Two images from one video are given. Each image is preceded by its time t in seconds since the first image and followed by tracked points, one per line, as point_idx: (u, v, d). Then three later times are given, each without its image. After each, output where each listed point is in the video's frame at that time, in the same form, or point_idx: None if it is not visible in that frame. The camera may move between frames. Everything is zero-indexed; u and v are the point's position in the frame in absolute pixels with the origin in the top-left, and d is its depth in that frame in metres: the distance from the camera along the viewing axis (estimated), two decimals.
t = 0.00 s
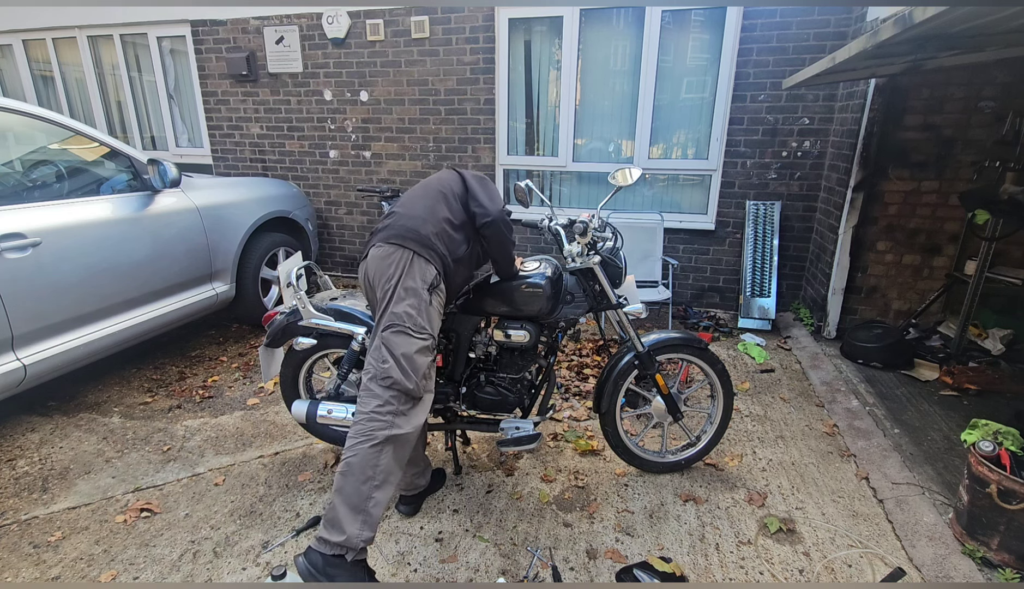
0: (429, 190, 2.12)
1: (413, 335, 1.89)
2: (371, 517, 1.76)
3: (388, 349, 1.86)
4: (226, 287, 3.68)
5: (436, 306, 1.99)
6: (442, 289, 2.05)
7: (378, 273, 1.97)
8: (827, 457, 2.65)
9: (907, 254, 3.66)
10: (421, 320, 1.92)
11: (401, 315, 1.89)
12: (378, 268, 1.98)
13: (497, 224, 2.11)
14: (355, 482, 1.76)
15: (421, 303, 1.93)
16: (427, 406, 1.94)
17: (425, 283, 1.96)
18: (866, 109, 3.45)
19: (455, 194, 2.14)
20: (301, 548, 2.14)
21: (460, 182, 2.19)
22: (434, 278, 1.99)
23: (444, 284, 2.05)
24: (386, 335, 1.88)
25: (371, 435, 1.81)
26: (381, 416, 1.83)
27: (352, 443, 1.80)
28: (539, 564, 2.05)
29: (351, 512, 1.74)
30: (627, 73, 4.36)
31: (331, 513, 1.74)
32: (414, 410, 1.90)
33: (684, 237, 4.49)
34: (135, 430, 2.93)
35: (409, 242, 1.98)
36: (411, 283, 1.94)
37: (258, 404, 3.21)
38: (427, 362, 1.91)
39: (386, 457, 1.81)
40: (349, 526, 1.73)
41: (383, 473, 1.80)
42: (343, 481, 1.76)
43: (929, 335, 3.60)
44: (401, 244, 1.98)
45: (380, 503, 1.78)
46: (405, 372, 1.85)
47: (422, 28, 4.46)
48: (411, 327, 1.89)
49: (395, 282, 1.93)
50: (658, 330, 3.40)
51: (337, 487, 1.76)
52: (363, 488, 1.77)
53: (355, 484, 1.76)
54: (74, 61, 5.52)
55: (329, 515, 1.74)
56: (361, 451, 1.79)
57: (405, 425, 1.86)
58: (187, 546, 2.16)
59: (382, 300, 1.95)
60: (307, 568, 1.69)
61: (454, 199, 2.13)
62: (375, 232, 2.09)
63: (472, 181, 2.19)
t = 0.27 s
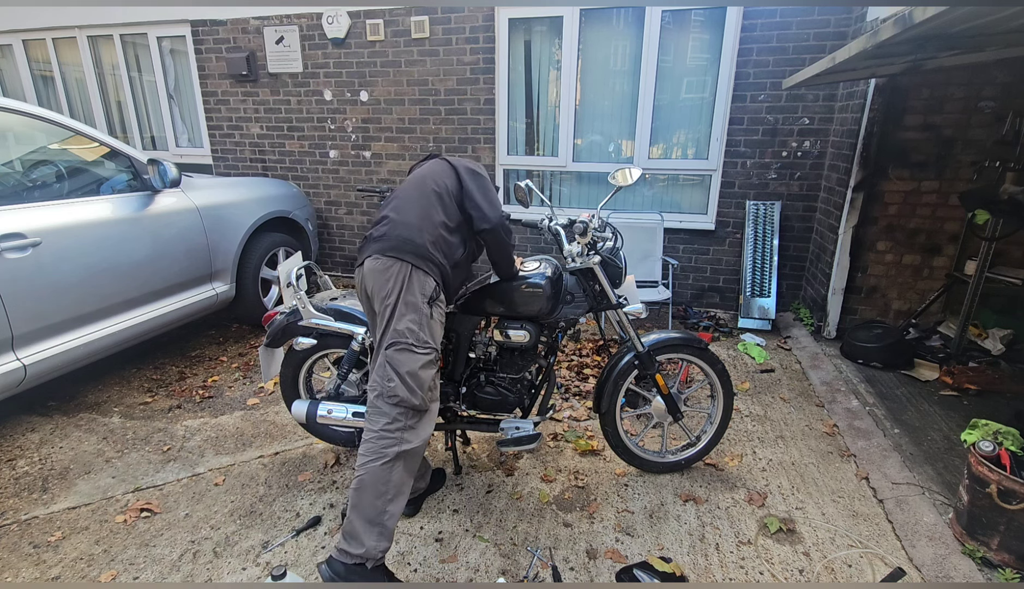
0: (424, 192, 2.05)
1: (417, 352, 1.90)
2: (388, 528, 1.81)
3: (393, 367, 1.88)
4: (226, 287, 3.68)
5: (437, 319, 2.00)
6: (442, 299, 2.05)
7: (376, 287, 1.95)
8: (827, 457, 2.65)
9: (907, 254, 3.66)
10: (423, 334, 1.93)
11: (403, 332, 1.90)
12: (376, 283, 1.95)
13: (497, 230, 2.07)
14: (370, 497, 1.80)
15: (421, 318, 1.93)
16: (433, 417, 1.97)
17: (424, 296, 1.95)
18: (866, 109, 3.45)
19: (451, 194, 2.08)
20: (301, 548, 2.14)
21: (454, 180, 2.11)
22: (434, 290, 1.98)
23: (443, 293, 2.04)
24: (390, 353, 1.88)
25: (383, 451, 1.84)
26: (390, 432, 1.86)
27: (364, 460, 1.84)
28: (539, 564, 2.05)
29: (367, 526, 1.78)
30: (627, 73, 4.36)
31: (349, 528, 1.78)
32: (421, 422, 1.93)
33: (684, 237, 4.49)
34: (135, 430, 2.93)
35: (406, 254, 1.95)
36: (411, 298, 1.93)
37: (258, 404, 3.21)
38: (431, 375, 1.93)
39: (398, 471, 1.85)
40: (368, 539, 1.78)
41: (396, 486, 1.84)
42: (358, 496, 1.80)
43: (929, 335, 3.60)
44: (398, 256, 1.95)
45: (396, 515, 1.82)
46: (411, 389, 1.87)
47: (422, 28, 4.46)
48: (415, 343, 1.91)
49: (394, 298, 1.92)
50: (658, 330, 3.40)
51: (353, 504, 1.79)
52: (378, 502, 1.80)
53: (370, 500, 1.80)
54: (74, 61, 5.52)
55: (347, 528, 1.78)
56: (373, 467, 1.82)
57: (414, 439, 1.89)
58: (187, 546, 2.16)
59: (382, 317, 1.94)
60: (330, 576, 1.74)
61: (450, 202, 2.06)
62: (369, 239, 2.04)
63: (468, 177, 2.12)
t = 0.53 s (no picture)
0: (413, 198, 1.93)
1: (419, 370, 1.91)
2: (406, 534, 1.89)
3: (397, 388, 1.88)
4: (226, 287, 3.68)
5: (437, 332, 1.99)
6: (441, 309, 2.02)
7: (372, 307, 1.92)
8: (827, 457, 2.65)
9: (907, 254, 3.66)
10: (424, 351, 1.93)
11: (404, 352, 1.90)
12: (371, 303, 1.92)
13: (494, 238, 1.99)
14: (385, 510, 1.86)
15: (421, 335, 1.92)
16: (441, 425, 2.00)
17: (422, 314, 1.92)
18: (866, 109, 3.46)
19: (443, 196, 1.96)
20: (301, 548, 2.14)
21: (444, 179, 1.97)
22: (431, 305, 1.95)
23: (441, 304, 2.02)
24: (393, 374, 1.89)
25: (394, 466, 1.88)
26: (399, 448, 1.89)
27: (377, 475, 1.88)
28: (539, 564, 2.05)
29: (385, 534, 1.86)
30: (627, 73, 4.36)
31: (367, 538, 1.86)
32: (429, 433, 1.96)
33: (684, 237, 4.49)
34: (135, 430, 2.93)
35: (402, 274, 1.89)
36: (409, 317, 1.91)
37: (258, 404, 3.21)
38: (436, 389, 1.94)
39: (410, 483, 1.90)
40: (387, 546, 1.86)
41: (410, 496, 1.90)
42: (375, 509, 1.86)
43: (929, 335, 3.60)
44: (392, 276, 1.89)
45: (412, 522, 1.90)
46: (417, 407, 1.89)
47: (422, 28, 4.46)
48: (417, 362, 1.91)
49: (392, 318, 1.90)
50: (658, 330, 3.41)
51: (370, 516, 1.86)
52: (394, 513, 1.87)
53: (386, 512, 1.86)
54: (74, 61, 5.52)
55: (367, 537, 1.86)
56: (386, 481, 1.87)
57: (424, 451, 1.93)
58: (187, 546, 2.16)
59: (382, 336, 1.93)
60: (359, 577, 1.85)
61: (441, 207, 1.95)
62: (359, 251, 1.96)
63: (459, 173, 1.97)
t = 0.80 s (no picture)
0: (402, 208, 1.84)
1: (419, 385, 1.91)
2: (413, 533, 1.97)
3: (397, 404, 1.89)
4: (226, 287, 3.68)
5: (436, 345, 1.97)
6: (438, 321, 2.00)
7: (368, 324, 1.91)
8: (827, 457, 2.65)
9: (907, 254, 3.66)
10: (423, 366, 1.93)
11: (403, 369, 1.90)
12: (367, 322, 1.90)
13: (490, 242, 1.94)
14: (393, 515, 1.93)
15: (419, 352, 1.91)
16: (444, 430, 2.01)
17: (419, 330, 1.91)
18: (866, 109, 3.46)
19: (433, 201, 1.86)
20: (301, 548, 2.14)
21: (434, 182, 1.86)
22: (428, 320, 1.93)
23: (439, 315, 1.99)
24: (393, 391, 1.90)
25: (399, 475, 1.93)
26: (403, 458, 1.92)
27: (383, 483, 1.93)
28: (539, 564, 2.05)
29: (394, 535, 1.95)
30: (627, 73, 4.36)
31: (378, 537, 1.96)
32: (432, 439, 1.98)
33: (684, 237, 4.49)
34: (135, 430, 2.93)
35: (398, 295, 1.85)
36: (406, 334, 1.89)
37: (258, 404, 3.21)
38: (437, 401, 1.95)
39: (416, 490, 1.95)
40: (396, 544, 1.96)
41: (416, 501, 1.96)
42: (383, 513, 1.94)
43: (929, 335, 3.60)
44: (387, 297, 1.85)
45: (419, 522, 1.97)
46: (418, 420, 1.90)
47: (422, 28, 4.46)
48: (415, 378, 1.91)
49: (389, 336, 1.89)
50: (658, 330, 3.41)
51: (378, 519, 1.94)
52: (401, 517, 1.94)
53: (393, 516, 1.94)
54: (74, 61, 5.52)
55: (377, 536, 1.96)
56: (392, 489, 1.92)
57: (428, 459, 1.96)
58: (187, 546, 2.16)
59: (380, 353, 1.93)
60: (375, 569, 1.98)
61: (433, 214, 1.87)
62: (351, 266, 1.91)
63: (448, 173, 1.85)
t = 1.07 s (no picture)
0: (391, 219, 1.78)
1: (414, 397, 1.90)
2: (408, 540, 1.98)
3: (393, 416, 1.89)
4: (226, 287, 3.68)
5: (432, 357, 1.96)
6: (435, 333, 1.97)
7: (363, 337, 1.89)
8: (827, 457, 2.65)
9: (907, 254, 3.66)
10: (418, 378, 1.92)
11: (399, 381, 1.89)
12: (362, 335, 1.89)
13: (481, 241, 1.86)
14: (388, 524, 1.93)
15: (415, 365, 1.90)
16: (440, 440, 2.01)
17: (414, 343, 1.89)
18: (866, 109, 3.46)
19: (420, 210, 1.79)
20: (301, 548, 2.14)
21: (417, 185, 1.77)
22: (424, 333, 1.91)
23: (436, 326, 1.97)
24: (388, 404, 1.89)
25: (394, 486, 1.92)
26: (398, 469, 1.91)
27: (378, 494, 1.92)
28: (539, 564, 2.05)
29: (390, 544, 1.95)
30: (627, 73, 4.36)
31: (373, 545, 1.95)
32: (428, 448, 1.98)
33: (684, 237, 4.49)
34: (135, 430, 2.93)
35: (392, 311, 1.84)
36: (402, 348, 1.88)
37: (258, 404, 3.21)
38: (432, 412, 1.94)
39: (411, 499, 1.95)
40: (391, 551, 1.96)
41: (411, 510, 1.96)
42: (378, 522, 1.93)
43: (929, 335, 3.60)
44: (382, 313, 1.84)
45: (414, 529, 1.98)
46: (414, 432, 1.90)
47: (422, 28, 4.46)
48: (411, 391, 1.90)
49: (384, 349, 1.88)
50: (658, 330, 3.41)
51: (374, 529, 1.94)
52: (397, 525, 1.95)
53: (388, 525, 1.94)
54: (74, 61, 5.52)
55: (372, 543, 1.96)
56: (387, 499, 1.91)
57: (424, 469, 1.96)
58: (187, 546, 2.16)
59: (375, 365, 1.91)
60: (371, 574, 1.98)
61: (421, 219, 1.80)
62: (345, 279, 1.90)
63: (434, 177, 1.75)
